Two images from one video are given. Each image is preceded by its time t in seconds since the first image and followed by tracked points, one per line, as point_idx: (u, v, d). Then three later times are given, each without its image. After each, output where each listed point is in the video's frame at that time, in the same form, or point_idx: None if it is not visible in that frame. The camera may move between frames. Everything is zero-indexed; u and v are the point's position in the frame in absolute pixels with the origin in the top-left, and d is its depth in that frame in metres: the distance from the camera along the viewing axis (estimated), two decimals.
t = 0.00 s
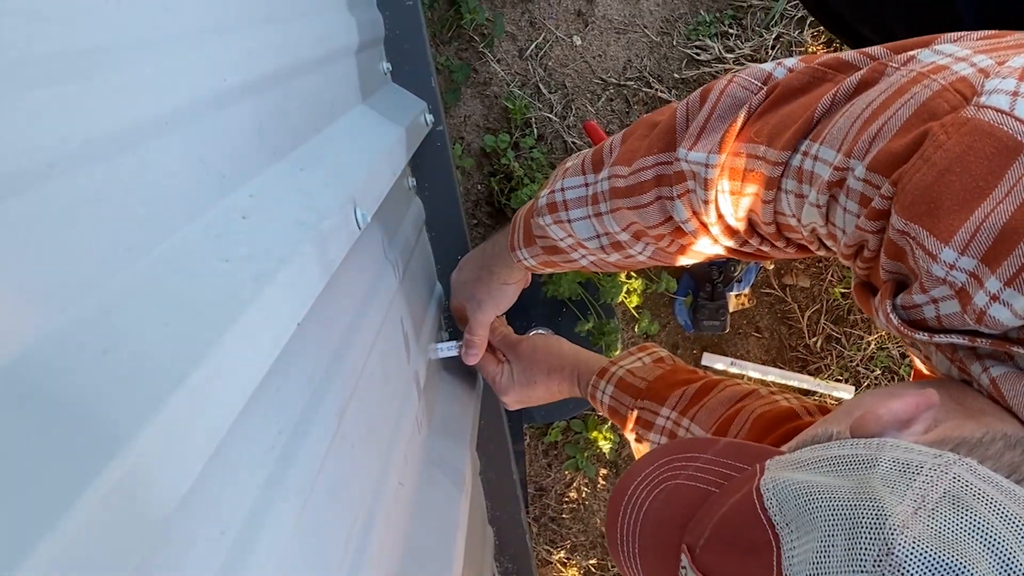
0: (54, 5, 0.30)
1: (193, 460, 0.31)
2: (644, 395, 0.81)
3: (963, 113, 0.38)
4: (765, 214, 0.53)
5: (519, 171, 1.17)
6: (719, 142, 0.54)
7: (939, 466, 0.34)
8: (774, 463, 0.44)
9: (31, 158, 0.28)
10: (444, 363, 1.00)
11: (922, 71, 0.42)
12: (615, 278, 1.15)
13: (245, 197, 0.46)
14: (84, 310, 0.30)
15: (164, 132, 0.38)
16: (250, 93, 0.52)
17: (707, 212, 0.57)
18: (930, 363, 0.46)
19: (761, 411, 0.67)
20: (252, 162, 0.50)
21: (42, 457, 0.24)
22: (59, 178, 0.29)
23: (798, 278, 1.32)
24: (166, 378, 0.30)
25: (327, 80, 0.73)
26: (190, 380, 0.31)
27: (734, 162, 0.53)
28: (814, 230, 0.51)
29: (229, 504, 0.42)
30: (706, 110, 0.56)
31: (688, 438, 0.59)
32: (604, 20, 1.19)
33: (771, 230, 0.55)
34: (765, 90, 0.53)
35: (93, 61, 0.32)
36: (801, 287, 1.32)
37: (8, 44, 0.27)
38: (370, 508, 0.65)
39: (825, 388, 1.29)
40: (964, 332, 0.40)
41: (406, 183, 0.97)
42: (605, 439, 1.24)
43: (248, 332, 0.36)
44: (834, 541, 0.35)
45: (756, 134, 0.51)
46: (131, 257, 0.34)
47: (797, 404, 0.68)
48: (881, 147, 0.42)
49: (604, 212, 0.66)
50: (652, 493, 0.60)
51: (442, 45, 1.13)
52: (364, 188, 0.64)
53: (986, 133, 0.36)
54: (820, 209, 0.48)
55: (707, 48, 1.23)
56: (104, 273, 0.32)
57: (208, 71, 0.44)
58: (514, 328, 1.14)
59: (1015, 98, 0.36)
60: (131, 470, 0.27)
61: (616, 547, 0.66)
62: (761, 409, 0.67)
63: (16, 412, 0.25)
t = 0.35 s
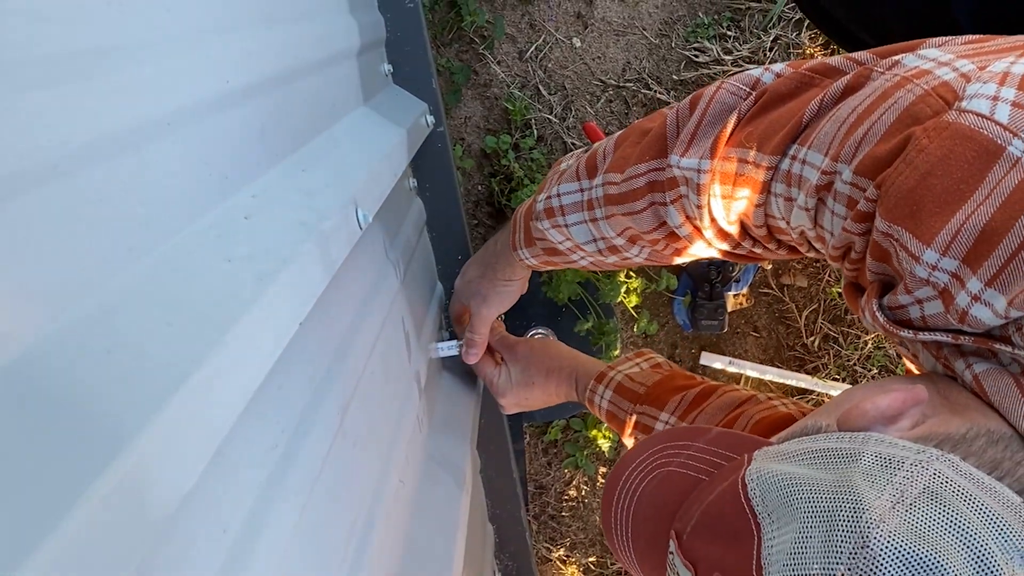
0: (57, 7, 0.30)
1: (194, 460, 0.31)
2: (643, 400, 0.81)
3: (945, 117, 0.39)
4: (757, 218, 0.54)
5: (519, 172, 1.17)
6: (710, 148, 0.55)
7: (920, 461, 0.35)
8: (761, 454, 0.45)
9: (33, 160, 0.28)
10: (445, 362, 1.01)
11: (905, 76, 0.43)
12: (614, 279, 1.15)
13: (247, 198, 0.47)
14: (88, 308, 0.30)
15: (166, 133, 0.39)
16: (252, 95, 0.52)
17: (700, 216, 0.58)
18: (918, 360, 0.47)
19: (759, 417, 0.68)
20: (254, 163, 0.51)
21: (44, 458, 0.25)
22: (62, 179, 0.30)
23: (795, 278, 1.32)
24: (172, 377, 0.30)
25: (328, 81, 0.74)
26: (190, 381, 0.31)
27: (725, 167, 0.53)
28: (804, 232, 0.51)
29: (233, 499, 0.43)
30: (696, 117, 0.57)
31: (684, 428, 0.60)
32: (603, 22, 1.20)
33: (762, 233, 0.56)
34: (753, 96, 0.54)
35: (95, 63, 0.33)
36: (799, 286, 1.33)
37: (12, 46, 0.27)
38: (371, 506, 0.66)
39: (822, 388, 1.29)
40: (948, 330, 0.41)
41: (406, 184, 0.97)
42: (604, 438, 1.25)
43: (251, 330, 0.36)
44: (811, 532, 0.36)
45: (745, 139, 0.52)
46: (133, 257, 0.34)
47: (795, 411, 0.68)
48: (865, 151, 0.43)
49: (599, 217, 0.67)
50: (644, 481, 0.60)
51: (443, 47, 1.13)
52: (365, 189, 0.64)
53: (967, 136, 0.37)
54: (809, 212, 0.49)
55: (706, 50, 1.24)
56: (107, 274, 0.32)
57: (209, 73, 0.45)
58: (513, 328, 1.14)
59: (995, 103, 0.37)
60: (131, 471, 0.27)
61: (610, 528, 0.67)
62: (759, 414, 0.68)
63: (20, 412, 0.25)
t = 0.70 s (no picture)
0: (60, 9, 0.30)
1: (193, 462, 0.31)
2: (646, 409, 0.82)
3: (934, 120, 0.39)
4: (756, 222, 0.55)
5: (519, 173, 1.18)
6: (714, 150, 0.55)
7: (923, 472, 0.36)
8: (765, 466, 0.46)
9: (38, 162, 0.28)
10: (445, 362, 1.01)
11: (898, 81, 0.44)
12: (614, 279, 1.16)
13: (250, 199, 0.48)
14: (93, 307, 0.31)
15: (168, 134, 0.39)
16: (254, 96, 0.53)
17: (699, 216, 0.59)
18: (910, 364, 0.48)
19: (761, 423, 0.68)
20: (256, 164, 0.51)
21: (51, 458, 0.25)
22: (66, 180, 0.30)
23: (793, 278, 1.33)
24: (173, 378, 0.31)
25: (330, 83, 0.75)
26: (192, 381, 0.31)
27: (727, 170, 0.54)
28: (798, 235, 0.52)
29: (236, 494, 0.44)
30: (704, 117, 0.57)
31: (687, 438, 0.61)
32: (602, 24, 1.21)
33: (761, 237, 0.57)
34: (758, 101, 0.54)
35: (98, 65, 0.33)
36: (796, 286, 1.33)
37: (19, 50, 0.28)
38: (373, 505, 0.66)
39: (819, 386, 1.31)
40: (942, 329, 0.42)
41: (407, 185, 0.98)
42: (604, 437, 1.26)
43: (253, 332, 0.37)
44: (814, 547, 0.37)
45: (747, 143, 0.53)
46: (136, 258, 0.35)
47: (797, 412, 0.69)
48: (857, 155, 0.43)
49: (605, 211, 0.67)
50: (650, 492, 0.61)
51: (443, 49, 1.14)
52: (366, 190, 0.65)
53: (954, 139, 0.38)
54: (805, 215, 0.49)
55: (704, 52, 1.24)
56: (112, 275, 0.33)
57: (212, 76, 0.45)
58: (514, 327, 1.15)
59: (983, 106, 0.38)
60: (133, 471, 0.27)
61: (617, 537, 0.67)
62: (762, 420, 0.68)
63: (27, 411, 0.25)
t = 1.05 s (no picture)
0: (61, 11, 0.31)
1: (195, 461, 0.32)
2: (636, 399, 0.83)
3: (940, 127, 0.40)
4: (758, 227, 0.55)
5: (519, 174, 1.19)
6: (716, 155, 0.56)
7: (924, 483, 0.36)
8: (773, 477, 0.46)
9: (41, 164, 0.29)
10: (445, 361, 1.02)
11: (901, 87, 0.45)
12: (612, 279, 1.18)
13: (252, 199, 0.49)
14: (96, 306, 0.31)
15: (171, 137, 0.40)
16: (255, 98, 0.54)
17: (703, 222, 0.59)
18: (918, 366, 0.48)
19: (750, 417, 0.70)
20: (258, 165, 0.52)
21: (56, 457, 0.25)
22: (68, 181, 0.31)
23: (791, 278, 1.34)
24: (174, 377, 0.31)
25: (331, 84, 0.76)
26: (195, 381, 0.32)
27: (730, 176, 0.55)
28: (802, 240, 0.53)
29: (238, 491, 0.44)
30: (706, 121, 0.58)
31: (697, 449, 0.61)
32: (602, 27, 1.21)
33: (763, 242, 0.57)
34: (760, 106, 0.55)
35: (99, 68, 0.34)
36: (794, 287, 1.34)
37: (24, 53, 0.28)
38: (374, 504, 0.67)
39: (817, 385, 1.34)
40: (950, 335, 0.42)
41: (409, 186, 0.99)
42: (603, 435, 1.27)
43: (256, 332, 0.38)
44: (816, 560, 0.37)
45: (751, 149, 0.53)
46: (140, 258, 0.35)
47: (786, 411, 0.70)
48: (863, 160, 0.44)
49: (608, 216, 0.68)
50: (665, 503, 0.61)
51: (444, 51, 1.15)
52: (366, 191, 0.65)
53: (962, 145, 0.38)
54: (808, 221, 0.50)
55: (702, 54, 1.25)
56: (115, 275, 0.33)
57: (214, 79, 0.46)
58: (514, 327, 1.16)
59: (989, 112, 0.38)
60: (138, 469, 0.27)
61: (637, 544, 0.67)
62: (750, 415, 0.70)
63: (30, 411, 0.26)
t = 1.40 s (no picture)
0: (66, 14, 0.32)
1: (195, 461, 0.32)
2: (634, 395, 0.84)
3: (935, 126, 0.40)
4: (756, 225, 0.56)
5: (519, 174, 1.19)
6: (712, 155, 0.56)
7: (898, 473, 0.37)
8: (757, 468, 0.48)
9: (46, 164, 0.30)
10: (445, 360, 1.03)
11: (896, 86, 0.45)
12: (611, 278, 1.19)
13: (253, 199, 0.49)
14: (97, 306, 0.32)
15: (174, 138, 0.41)
16: (257, 100, 0.54)
17: (700, 223, 0.60)
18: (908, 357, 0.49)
19: (748, 413, 0.70)
20: (260, 166, 0.53)
21: (58, 454, 0.26)
22: (71, 182, 0.31)
23: (788, 278, 1.34)
24: (174, 378, 0.31)
25: (333, 86, 0.76)
26: (194, 381, 0.32)
27: (726, 175, 0.55)
28: (801, 237, 0.54)
29: (241, 486, 0.45)
30: (699, 123, 0.58)
31: (698, 441, 0.62)
32: (600, 28, 1.22)
33: (762, 240, 0.58)
34: (754, 105, 0.55)
35: (103, 70, 0.35)
36: (791, 286, 1.35)
37: (29, 56, 0.29)
38: (375, 503, 0.68)
39: (814, 384, 1.34)
40: (940, 328, 0.43)
41: (411, 187, 1.00)
42: (602, 433, 1.27)
43: (258, 331, 0.38)
44: (788, 546, 0.39)
45: (746, 148, 0.54)
46: (142, 258, 0.36)
47: (783, 408, 0.71)
48: (859, 160, 0.45)
49: (604, 216, 0.69)
50: (667, 492, 0.62)
51: (444, 54, 1.16)
52: (367, 192, 0.66)
53: (956, 144, 0.39)
54: (807, 218, 0.51)
55: (700, 56, 1.26)
56: (118, 275, 0.34)
57: (216, 81, 0.47)
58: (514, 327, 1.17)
59: (984, 112, 0.39)
60: (140, 467, 0.28)
61: (643, 533, 0.68)
62: (748, 412, 0.70)
63: (32, 410, 0.26)
